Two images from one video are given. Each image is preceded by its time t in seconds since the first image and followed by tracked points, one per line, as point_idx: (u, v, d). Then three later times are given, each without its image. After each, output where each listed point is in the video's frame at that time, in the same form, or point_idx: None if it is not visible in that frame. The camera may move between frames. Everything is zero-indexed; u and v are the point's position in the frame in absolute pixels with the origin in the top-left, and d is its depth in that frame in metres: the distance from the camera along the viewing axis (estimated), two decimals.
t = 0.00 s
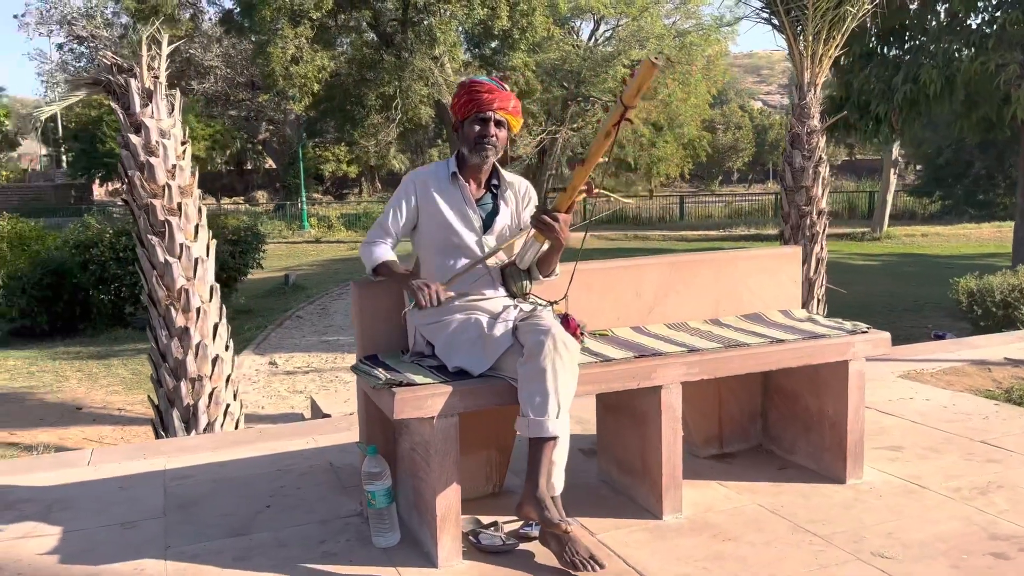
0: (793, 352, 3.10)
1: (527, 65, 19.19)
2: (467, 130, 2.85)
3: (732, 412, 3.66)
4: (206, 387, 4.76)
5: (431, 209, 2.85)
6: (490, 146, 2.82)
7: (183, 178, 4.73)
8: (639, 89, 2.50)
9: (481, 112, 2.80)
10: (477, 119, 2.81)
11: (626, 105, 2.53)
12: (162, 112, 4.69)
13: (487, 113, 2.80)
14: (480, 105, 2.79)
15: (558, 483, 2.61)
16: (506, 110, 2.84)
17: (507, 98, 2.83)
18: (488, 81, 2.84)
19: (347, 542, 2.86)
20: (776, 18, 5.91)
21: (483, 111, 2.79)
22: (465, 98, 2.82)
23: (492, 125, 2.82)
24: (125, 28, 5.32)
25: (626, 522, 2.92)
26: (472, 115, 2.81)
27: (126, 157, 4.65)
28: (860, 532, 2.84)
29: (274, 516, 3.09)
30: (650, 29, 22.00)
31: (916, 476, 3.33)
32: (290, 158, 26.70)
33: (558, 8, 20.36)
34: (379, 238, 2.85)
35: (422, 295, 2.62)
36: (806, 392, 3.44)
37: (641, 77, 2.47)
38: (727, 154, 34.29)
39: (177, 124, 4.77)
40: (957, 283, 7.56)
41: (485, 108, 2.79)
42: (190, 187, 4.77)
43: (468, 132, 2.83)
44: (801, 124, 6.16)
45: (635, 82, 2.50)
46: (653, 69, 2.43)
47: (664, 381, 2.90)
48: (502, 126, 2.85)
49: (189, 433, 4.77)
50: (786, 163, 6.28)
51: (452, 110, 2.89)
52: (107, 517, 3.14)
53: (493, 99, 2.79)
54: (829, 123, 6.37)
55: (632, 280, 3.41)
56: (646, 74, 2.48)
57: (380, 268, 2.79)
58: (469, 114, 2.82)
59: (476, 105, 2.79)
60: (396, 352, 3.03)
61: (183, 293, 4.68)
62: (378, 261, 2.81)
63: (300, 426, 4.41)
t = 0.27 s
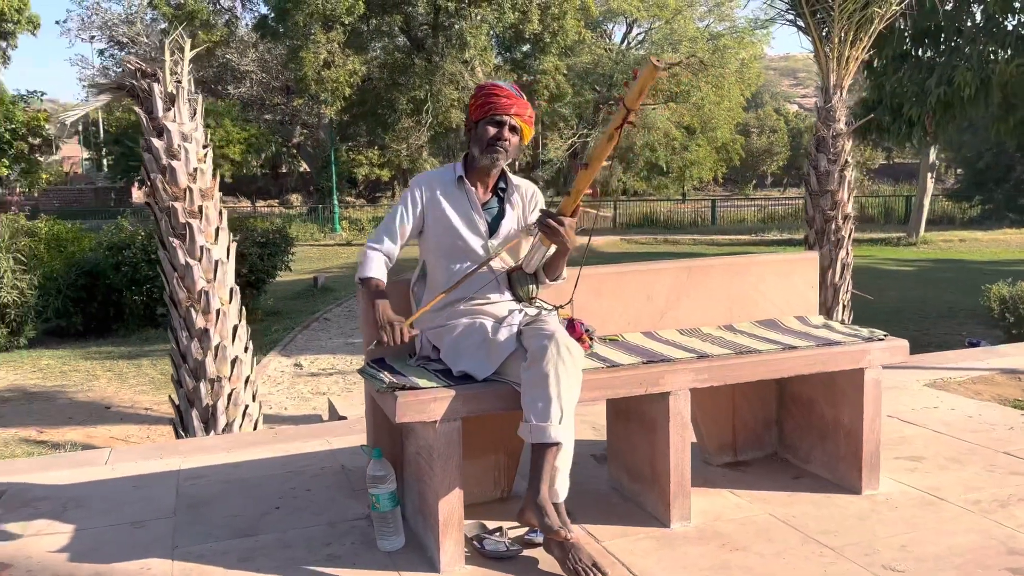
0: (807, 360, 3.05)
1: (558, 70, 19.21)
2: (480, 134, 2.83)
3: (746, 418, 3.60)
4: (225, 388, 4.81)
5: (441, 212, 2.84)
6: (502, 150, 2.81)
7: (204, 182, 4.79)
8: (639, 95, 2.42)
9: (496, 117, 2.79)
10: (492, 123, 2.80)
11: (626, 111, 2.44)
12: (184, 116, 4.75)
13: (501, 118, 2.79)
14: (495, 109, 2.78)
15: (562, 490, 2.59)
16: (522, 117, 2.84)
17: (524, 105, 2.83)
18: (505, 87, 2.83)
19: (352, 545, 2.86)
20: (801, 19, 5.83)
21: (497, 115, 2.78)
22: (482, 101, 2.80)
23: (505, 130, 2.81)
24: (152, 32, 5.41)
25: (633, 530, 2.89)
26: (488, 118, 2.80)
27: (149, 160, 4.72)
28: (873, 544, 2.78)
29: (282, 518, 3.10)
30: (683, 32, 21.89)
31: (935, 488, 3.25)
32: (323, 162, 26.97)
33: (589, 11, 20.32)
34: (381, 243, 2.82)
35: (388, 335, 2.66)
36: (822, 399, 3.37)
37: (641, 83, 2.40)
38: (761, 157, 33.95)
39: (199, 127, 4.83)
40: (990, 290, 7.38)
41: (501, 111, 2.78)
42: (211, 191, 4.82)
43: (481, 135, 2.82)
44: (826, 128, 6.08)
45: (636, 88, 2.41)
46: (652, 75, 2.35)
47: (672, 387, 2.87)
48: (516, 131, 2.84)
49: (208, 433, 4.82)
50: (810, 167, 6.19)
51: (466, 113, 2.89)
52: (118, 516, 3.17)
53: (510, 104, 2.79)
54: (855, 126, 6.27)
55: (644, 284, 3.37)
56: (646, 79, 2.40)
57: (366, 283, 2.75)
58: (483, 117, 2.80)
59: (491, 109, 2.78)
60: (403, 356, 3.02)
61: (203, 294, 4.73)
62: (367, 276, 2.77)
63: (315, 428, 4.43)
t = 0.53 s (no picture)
0: (819, 363, 2.96)
1: (584, 69, 19.11)
2: (480, 134, 2.76)
3: (757, 423, 3.51)
4: (236, 386, 4.81)
5: (442, 212, 2.79)
6: (504, 150, 2.76)
7: (217, 180, 4.80)
8: (637, 94, 2.35)
9: (496, 118, 2.72)
10: (492, 124, 2.73)
11: (624, 110, 2.38)
12: (197, 114, 4.75)
13: (501, 118, 2.73)
14: (495, 110, 2.71)
15: (562, 494, 2.53)
16: (521, 115, 2.77)
17: (521, 102, 2.76)
18: (501, 84, 2.75)
19: (350, 547, 2.82)
20: (824, 16, 5.71)
21: (496, 116, 2.71)
22: (479, 102, 2.71)
23: (505, 130, 2.75)
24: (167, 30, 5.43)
25: (636, 537, 2.82)
26: (488, 119, 2.72)
27: (162, 158, 4.73)
28: (884, 554, 2.69)
29: (283, 518, 3.07)
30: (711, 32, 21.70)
31: (953, 497, 3.14)
32: (349, 161, 27.09)
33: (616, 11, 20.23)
34: (390, 241, 2.79)
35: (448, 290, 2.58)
36: (836, 404, 3.28)
37: (638, 83, 2.32)
38: (791, 158, 33.58)
39: (212, 125, 4.83)
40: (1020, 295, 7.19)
41: (500, 113, 2.71)
42: (224, 189, 4.83)
43: (482, 136, 2.75)
44: (849, 126, 5.96)
45: (633, 87, 2.34)
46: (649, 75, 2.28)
47: (678, 390, 2.80)
48: (515, 129, 2.78)
49: (219, 431, 4.83)
50: (832, 166, 6.06)
51: (461, 111, 2.81)
52: (121, 513, 3.17)
53: (509, 104, 2.72)
54: (879, 125, 6.14)
55: (653, 285, 3.30)
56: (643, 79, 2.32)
57: (396, 270, 2.73)
58: (482, 117, 2.73)
59: (490, 110, 2.71)
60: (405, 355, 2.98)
61: (215, 292, 4.74)
62: (391, 263, 2.75)
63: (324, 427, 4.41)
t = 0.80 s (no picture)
0: (830, 367, 2.86)
1: (606, 66, 18.89)
2: (480, 134, 2.67)
3: (769, 428, 3.40)
4: (243, 385, 4.78)
5: (443, 212, 2.72)
6: (503, 151, 2.68)
7: (224, 176, 4.77)
8: (634, 89, 2.26)
9: (495, 118, 2.62)
10: (492, 126, 2.64)
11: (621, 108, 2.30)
12: (206, 110, 4.72)
13: (501, 119, 2.63)
14: (495, 111, 2.60)
15: (559, 500, 2.46)
16: (521, 113, 2.68)
17: (521, 100, 2.65)
18: (501, 82, 2.64)
19: (345, 552, 2.76)
20: (846, 9, 5.57)
21: (496, 117, 2.61)
22: (478, 102, 2.60)
23: (505, 130, 2.66)
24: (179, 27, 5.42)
25: (638, 546, 2.73)
26: (488, 120, 2.63)
27: (171, 155, 4.71)
28: (896, 568, 2.58)
29: (280, 520, 3.02)
30: (737, 28, 21.41)
31: (971, 508, 3.01)
32: (371, 159, 27.13)
33: (639, 7, 20.02)
34: (401, 243, 2.72)
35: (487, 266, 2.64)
36: (849, 410, 3.17)
37: (634, 78, 2.24)
38: (817, 156, 33.14)
39: (220, 122, 4.80)
40: None
41: (500, 114, 2.61)
42: (232, 186, 4.80)
43: (482, 137, 2.66)
44: (870, 123, 5.82)
45: (629, 83, 2.26)
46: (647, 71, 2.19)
47: (682, 395, 2.71)
48: (515, 128, 2.68)
49: (226, 430, 4.80)
50: (853, 164, 5.91)
51: (458, 108, 2.70)
52: (119, 512, 3.12)
53: (510, 105, 2.62)
54: (902, 122, 5.98)
55: (660, 285, 3.22)
56: (641, 74, 2.23)
57: (422, 265, 2.67)
58: (481, 118, 2.63)
59: (489, 110, 2.60)
60: (403, 356, 2.92)
61: (222, 290, 4.72)
62: (415, 261, 2.68)
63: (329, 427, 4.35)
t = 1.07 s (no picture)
0: (845, 375, 2.77)
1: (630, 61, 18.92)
2: (487, 133, 2.60)
3: (782, 435, 3.31)
4: (253, 385, 4.75)
5: (442, 213, 2.67)
6: (511, 153, 2.60)
7: (235, 175, 4.74)
8: (638, 87, 2.18)
9: (504, 118, 2.55)
10: (501, 126, 2.56)
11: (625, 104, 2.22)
12: (216, 109, 4.69)
13: (512, 120, 2.55)
14: (506, 112, 2.53)
15: (562, 509, 2.40)
16: (533, 116, 2.60)
17: (535, 103, 2.58)
18: (516, 82, 2.56)
19: (345, 560, 2.72)
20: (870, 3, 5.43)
21: (507, 117, 2.54)
22: (490, 100, 2.53)
23: (515, 132, 2.58)
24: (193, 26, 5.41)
25: (644, 558, 2.66)
26: (497, 119, 2.55)
27: (181, 154, 4.69)
28: None
29: (281, 526, 2.98)
30: (763, 23, 21.13)
31: (993, 521, 2.90)
32: (394, 156, 27.14)
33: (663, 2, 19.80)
34: (392, 244, 2.70)
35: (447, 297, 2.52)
36: (866, 418, 3.07)
37: (638, 75, 2.16)
38: (845, 152, 32.67)
39: (231, 120, 4.77)
40: None
41: (511, 115, 2.54)
42: (243, 185, 4.77)
43: (490, 136, 2.58)
44: (893, 120, 5.67)
45: (633, 80, 2.18)
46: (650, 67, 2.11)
47: (689, 403, 2.63)
48: (525, 130, 2.61)
49: (237, 430, 4.78)
50: (876, 162, 5.77)
51: (468, 105, 2.63)
52: (121, 516, 3.10)
53: (523, 106, 2.54)
54: (927, 118, 5.82)
55: (670, 289, 3.13)
56: (644, 71, 2.16)
57: (397, 271, 2.65)
58: (491, 116, 2.55)
59: (500, 110, 2.53)
60: (405, 360, 2.86)
61: (233, 290, 4.70)
62: (394, 264, 2.67)
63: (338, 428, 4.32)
